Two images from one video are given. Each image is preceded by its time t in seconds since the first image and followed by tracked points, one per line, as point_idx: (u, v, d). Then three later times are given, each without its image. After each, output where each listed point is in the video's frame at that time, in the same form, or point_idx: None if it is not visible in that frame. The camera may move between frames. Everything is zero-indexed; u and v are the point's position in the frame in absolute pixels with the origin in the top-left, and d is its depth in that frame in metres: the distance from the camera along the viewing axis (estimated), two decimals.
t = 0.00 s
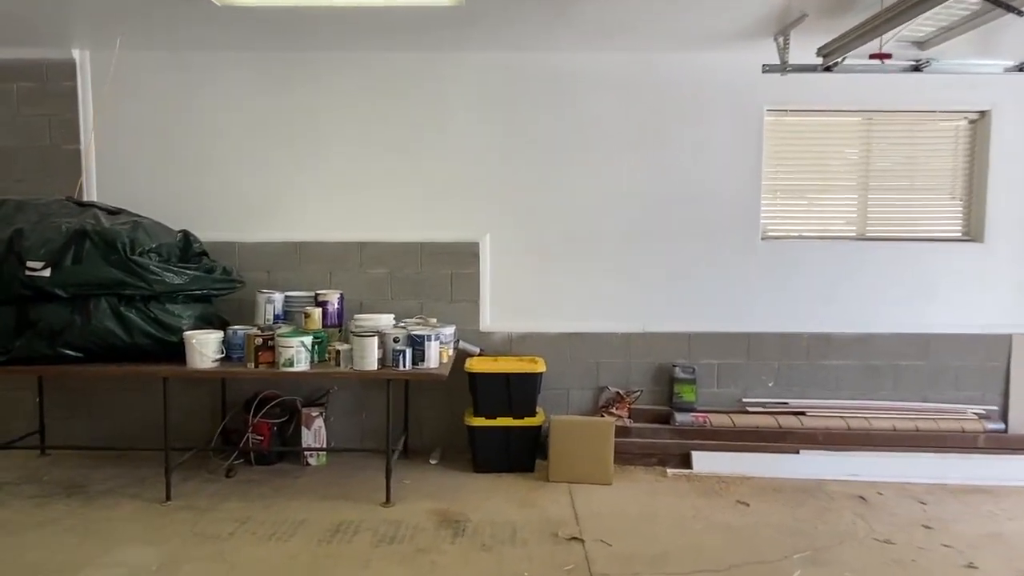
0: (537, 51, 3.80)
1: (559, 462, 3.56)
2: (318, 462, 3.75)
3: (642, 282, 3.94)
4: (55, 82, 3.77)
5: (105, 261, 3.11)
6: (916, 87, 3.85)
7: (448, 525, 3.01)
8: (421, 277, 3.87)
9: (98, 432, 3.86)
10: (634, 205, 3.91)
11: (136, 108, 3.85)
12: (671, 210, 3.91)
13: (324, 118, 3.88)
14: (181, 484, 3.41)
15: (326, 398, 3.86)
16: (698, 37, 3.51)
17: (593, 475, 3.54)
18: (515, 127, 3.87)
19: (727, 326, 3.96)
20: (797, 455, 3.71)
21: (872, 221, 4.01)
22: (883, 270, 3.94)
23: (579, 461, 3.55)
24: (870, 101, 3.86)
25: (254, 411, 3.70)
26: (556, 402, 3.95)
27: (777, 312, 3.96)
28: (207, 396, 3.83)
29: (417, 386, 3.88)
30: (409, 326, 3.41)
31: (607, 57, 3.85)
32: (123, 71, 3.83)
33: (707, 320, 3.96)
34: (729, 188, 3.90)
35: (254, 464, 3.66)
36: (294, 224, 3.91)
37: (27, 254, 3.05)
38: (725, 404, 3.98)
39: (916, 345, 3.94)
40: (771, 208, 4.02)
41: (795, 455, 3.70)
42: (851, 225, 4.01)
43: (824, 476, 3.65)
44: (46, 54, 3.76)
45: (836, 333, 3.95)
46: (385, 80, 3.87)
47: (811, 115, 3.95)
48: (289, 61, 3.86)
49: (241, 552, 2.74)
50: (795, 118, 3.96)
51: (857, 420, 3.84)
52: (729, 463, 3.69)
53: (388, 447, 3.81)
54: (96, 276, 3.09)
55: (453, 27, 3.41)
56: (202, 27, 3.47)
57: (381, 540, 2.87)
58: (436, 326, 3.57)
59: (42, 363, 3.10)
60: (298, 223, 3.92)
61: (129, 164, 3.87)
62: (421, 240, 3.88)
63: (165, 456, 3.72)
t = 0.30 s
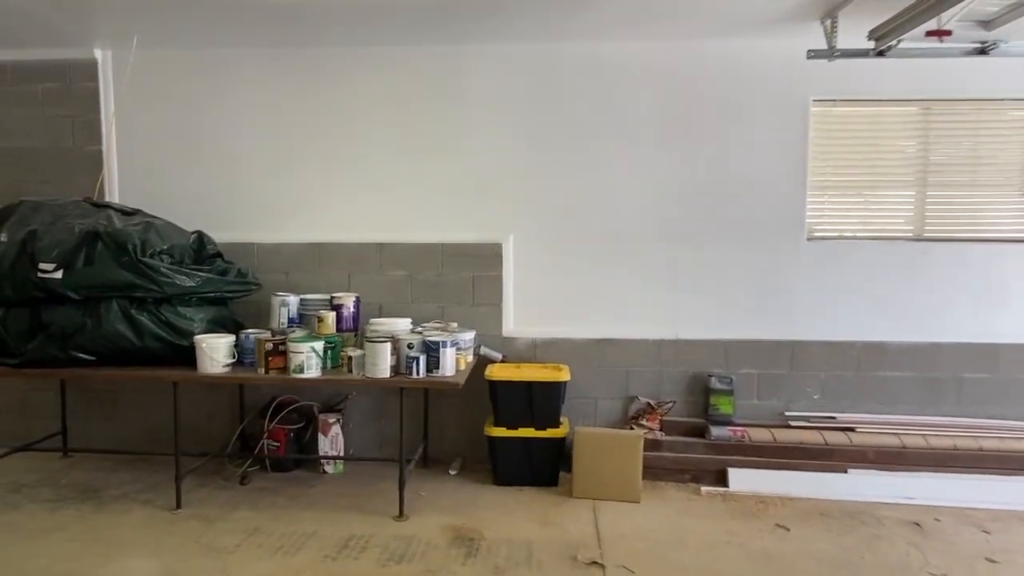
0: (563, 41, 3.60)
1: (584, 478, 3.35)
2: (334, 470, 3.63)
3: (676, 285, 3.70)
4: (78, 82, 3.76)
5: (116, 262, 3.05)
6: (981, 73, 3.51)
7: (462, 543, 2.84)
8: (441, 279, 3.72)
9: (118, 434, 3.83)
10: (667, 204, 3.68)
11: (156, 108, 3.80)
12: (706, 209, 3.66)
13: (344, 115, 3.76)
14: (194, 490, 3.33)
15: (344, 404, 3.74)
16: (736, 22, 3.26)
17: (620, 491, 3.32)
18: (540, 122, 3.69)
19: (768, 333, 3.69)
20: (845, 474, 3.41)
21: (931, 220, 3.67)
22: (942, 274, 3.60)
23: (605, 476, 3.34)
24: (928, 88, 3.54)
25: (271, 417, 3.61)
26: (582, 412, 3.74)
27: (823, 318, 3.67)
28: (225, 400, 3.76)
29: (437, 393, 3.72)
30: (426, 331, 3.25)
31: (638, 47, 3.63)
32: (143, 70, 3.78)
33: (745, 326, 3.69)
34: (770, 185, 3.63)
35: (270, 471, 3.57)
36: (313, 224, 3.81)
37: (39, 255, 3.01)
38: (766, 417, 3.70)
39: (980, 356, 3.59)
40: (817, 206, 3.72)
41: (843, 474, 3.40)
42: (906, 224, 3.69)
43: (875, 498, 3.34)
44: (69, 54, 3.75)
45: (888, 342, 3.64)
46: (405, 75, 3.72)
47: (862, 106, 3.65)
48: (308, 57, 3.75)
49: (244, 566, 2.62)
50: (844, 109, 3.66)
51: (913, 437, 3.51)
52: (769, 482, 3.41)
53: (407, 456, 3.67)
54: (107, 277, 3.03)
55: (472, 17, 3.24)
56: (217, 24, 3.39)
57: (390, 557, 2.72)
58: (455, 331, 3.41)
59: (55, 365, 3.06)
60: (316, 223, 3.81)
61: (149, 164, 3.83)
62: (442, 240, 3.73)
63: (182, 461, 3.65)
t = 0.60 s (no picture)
0: (598, 25, 3.38)
1: (617, 493, 3.11)
2: (358, 476, 3.49)
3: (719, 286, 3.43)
4: (107, 79, 3.74)
5: (133, 260, 2.98)
6: None
7: (482, 561, 2.65)
8: (468, 279, 3.54)
9: (146, 433, 3.79)
10: (711, 198, 3.41)
11: (182, 104, 3.74)
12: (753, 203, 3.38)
13: (369, 107, 3.62)
14: (214, 494, 3.24)
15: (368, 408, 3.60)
16: None
17: (656, 508, 3.07)
18: (573, 112, 3.47)
19: (823, 338, 3.38)
20: (910, 496, 3.07)
21: (1011, 215, 3.30)
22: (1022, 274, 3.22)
23: (640, 491, 3.09)
24: (1005, 67, 3.18)
25: (293, 420, 3.50)
26: (617, 421, 3.51)
27: (883, 323, 3.34)
28: (249, 402, 3.67)
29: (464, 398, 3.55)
30: (449, 333, 3.07)
31: (678, 29, 3.37)
32: (170, 66, 3.73)
33: (796, 331, 3.39)
34: (823, 177, 3.33)
35: (293, 475, 3.46)
36: (338, 222, 3.68)
37: (59, 253, 2.96)
38: (820, 431, 3.39)
39: None
40: (878, 200, 3.39)
41: (907, 496, 3.06)
42: (981, 219, 3.32)
43: (945, 524, 3.00)
44: (98, 51, 3.74)
45: (959, 350, 3.28)
46: (431, 64, 3.56)
47: (930, 89, 3.30)
48: (332, 49, 3.63)
49: None
50: (909, 93, 3.32)
51: (988, 456, 3.15)
52: (823, 503, 3.11)
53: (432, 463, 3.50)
54: (124, 276, 2.96)
55: None
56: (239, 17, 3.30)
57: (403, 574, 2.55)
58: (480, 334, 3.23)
59: (74, 364, 3.01)
60: (341, 220, 3.69)
61: (176, 161, 3.77)
62: (470, 238, 3.55)
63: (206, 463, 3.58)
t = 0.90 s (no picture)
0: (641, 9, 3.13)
1: (657, 515, 2.88)
2: (386, 487, 3.36)
3: (774, 292, 3.14)
4: (144, 80, 3.72)
5: (158, 263, 2.92)
6: None
7: None
8: (502, 282, 3.36)
9: (180, 436, 3.77)
10: (765, 195, 3.12)
11: (214, 103, 3.69)
12: (812, 200, 3.08)
13: (401, 103, 3.47)
14: (240, 502, 3.16)
15: (399, 415, 3.46)
16: None
17: (701, 534, 2.83)
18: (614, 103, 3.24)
19: (892, 350, 3.04)
20: (994, 531, 2.71)
21: None
22: None
23: (682, 514, 2.85)
24: None
25: (322, 426, 3.40)
26: (660, 436, 3.27)
27: (963, 334, 2.98)
28: (279, 406, 3.59)
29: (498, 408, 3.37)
30: (477, 341, 2.90)
31: (730, 11, 3.09)
32: (204, 64, 3.68)
33: (860, 342, 3.07)
34: (893, 172, 3.00)
35: (322, 483, 3.37)
36: (368, 222, 3.55)
37: (86, 255, 2.93)
38: (888, 452, 3.06)
39: None
40: (958, 196, 3.02)
41: (991, 530, 2.71)
42: None
43: None
44: (136, 51, 3.72)
45: None
46: (465, 56, 3.38)
47: (1018, 69, 2.92)
48: (362, 42, 3.49)
49: None
50: (995, 75, 2.95)
51: None
52: (891, 534, 2.79)
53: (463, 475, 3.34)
54: (148, 278, 2.91)
55: None
56: (268, 11, 3.20)
57: None
58: (512, 341, 3.05)
59: (101, 367, 2.98)
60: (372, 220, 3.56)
61: (209, 160, 3.72)
62: (504, 239, 3.37)
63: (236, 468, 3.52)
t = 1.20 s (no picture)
0: None
1: (696, 537, 2.65)
2: (414, 494, 3.24)
3: (832, 294, 2.85)
4: (182, 79, 3.73)
5: (183, 261, 2.89)
6: None
7: None
8: (535, 282, 3.19)
9: (215, 435, 3.76)
10: (822, 188, 2.84)
11: (249, 100, 3.66)
12: (876, 193, 2.78)
13: (432, 96, 3.34)
14: (266, 505, 3.10)
15: (428, 420, 3.34)
16: None
17: (745, 558, 2.58)
18: (655, 91, 3.02)
19: (968, 361, 2.71)
20: None
21: None
22: None
23: (724, 536, 2.61)
24: None
25: (350, 429, 3.31)
26: (704, 450, 3.03)
27: None
28: (309, 408, 3.53)
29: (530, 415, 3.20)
30: (503, 346, 2.73)
31: None
32: (239, 62, 3.65)
33: (931, 351, 2.76)
34: (970, 161, 2.67)
35: (350, 489, 3.27)
36: (399, 219, 3.44)
37: (115, 253, 2.93)
38: (964, 475, 2.73)
39: None
40: None
41: None
42: None
43: None
44: (174, 50, 3.73)
45: None
46: (498, 45, 3.22)
47: None
48: (393, 35, 3.38)
49: None
50: None
51: None
52: (967, 566, 2.49)
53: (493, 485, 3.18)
54: (173, 277, 2.87)
55: None
56: (295, 5, 3.12)
57: None
58: (542, 346, 2.88)
59: (129, 366, 2.97)
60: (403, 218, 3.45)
61: (243, 158, 3.70)
62: (537, 236, 3.20)
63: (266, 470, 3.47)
